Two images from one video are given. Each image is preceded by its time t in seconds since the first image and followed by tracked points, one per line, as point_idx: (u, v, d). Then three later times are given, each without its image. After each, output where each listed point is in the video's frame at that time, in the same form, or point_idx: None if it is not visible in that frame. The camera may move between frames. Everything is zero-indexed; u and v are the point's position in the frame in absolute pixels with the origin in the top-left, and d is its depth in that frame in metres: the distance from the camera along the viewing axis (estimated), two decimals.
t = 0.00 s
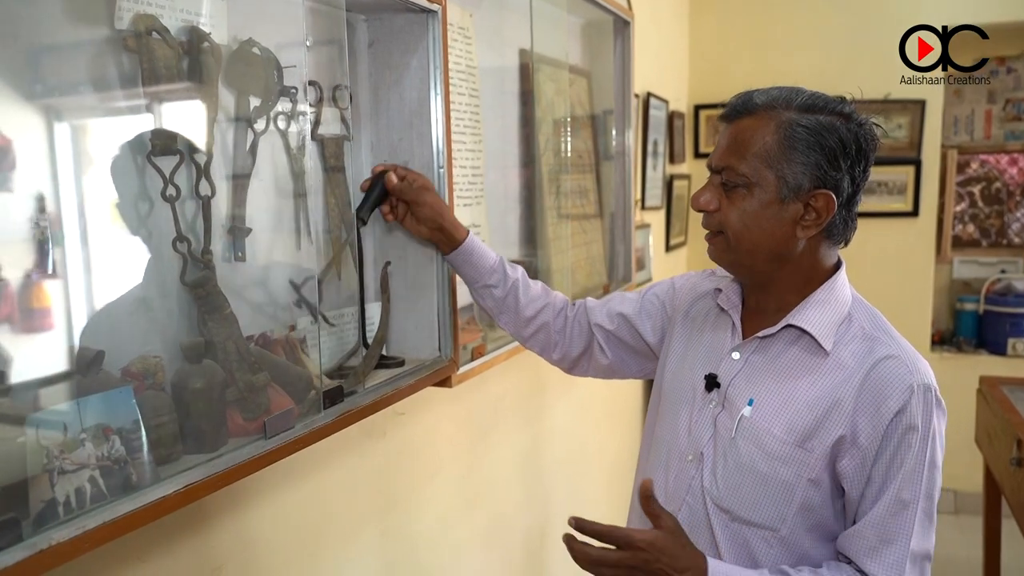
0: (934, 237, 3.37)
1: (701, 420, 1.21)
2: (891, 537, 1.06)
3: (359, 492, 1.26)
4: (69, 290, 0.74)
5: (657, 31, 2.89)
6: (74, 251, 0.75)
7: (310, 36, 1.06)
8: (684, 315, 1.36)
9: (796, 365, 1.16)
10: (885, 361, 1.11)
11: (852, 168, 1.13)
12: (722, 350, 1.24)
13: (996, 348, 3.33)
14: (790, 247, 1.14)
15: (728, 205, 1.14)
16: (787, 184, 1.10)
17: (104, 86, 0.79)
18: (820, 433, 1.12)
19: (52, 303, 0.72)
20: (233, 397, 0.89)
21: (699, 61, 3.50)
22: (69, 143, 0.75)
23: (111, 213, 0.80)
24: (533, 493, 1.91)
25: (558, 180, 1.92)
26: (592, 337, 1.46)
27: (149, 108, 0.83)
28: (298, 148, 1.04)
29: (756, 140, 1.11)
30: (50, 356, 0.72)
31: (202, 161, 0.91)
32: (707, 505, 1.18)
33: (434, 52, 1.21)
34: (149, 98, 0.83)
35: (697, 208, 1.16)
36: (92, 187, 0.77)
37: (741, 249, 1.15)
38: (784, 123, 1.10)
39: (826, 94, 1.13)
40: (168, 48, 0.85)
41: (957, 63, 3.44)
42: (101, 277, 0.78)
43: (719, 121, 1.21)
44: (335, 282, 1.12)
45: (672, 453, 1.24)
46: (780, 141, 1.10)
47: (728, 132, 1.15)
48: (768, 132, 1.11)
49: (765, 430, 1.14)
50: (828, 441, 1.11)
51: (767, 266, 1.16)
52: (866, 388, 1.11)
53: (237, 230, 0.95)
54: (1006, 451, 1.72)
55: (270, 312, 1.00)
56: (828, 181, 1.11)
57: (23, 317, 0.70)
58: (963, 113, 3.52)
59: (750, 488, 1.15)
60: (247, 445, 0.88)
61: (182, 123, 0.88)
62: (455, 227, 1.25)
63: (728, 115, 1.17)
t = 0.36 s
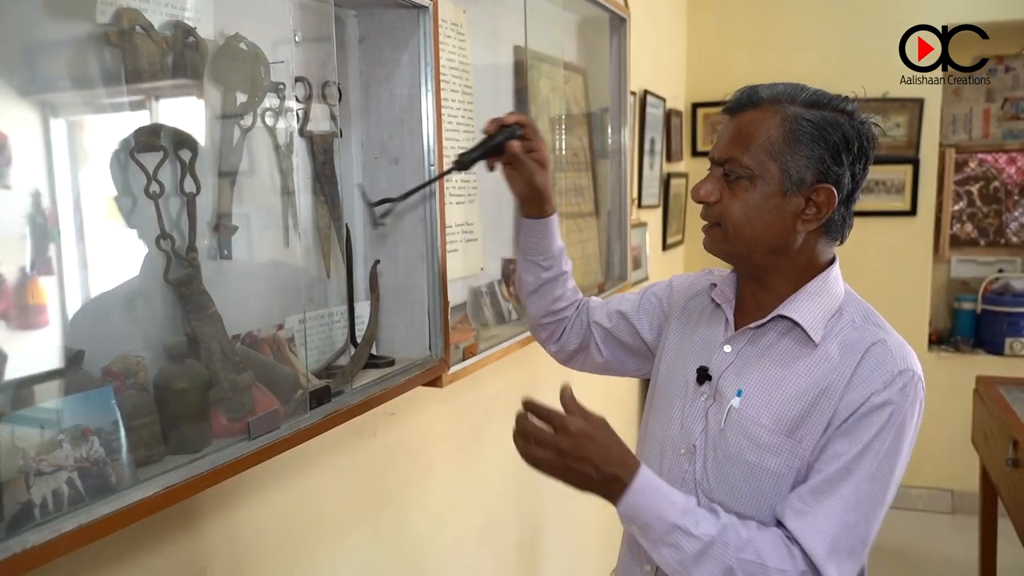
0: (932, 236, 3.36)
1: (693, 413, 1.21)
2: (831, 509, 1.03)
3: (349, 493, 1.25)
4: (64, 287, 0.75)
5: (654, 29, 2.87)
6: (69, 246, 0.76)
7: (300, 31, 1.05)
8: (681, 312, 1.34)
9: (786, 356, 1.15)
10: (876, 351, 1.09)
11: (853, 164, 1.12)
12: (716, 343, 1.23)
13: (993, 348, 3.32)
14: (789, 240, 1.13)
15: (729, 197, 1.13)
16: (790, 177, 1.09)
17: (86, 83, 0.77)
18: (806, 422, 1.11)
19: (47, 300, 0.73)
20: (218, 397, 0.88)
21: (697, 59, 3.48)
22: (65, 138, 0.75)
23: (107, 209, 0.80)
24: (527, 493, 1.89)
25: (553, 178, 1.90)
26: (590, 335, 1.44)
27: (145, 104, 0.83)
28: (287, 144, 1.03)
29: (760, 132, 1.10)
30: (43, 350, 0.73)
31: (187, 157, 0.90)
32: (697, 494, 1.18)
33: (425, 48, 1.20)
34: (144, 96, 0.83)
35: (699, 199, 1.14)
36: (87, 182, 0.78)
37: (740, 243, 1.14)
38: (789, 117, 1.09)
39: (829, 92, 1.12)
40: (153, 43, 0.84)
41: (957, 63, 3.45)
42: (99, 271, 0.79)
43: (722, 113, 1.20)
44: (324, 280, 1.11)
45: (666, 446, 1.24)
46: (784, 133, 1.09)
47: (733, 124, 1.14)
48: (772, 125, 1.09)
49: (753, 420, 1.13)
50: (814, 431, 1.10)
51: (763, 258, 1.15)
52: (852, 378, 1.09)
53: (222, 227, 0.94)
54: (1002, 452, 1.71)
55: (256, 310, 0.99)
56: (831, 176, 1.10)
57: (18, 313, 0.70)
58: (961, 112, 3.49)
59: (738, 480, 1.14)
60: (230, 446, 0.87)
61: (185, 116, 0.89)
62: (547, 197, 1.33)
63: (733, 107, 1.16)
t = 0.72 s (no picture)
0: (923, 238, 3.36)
1: (690, 415, 1.20)
2: (802, 497, 1.03)
3: (331, 498, 1.23)
4: (54, 285, 0.76)
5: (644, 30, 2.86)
6: (59, 246, 0.77)
7: (278, 30, 1.04)
8: (681, 319, 1.34)
9: (783, 357, 1.15)
10: (873, 357, 1.09)
11: (854, 166, 1.15)
12: (714, 348, 1.23)
13: (983, 350, 3.33)
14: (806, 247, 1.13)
15: (744, 210, 1.10)
16: (810, 184, 1.08)
17: (56, 85, 0.76)
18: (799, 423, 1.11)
19: (35, 301, 0.74)
20: (192, 401, 0.86)
21: (688, 60, 3.48)
22: (55, 141, 0.76)
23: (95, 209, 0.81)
24: (514, 495, 1.88)
25: (540, 179, 1.89)
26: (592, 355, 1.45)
27: (135, 103, 0.84)
28: (263, 144, 1.02)
29: (774, 142, 1.08)
30: (31, 346, 0.73)
31: (161, 158, 0.88)
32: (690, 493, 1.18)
33: (406, 46, 1.19)
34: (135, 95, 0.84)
35: (715, 214, 1.10)
36: (77, 183, 0.79)
37: (759, 255, 1.12)
38: (800, 123, 1.09)
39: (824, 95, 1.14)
40: (125, 42, 0.83)
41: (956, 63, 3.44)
42: (89, 269, 0.80)
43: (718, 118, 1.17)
44: (303, 282, 1.10)
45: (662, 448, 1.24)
46: (798, 141, 1.08)
47: (738, 133, 1.11)
48: (785, 133, 1.08)
49: (747, 421, 1.13)
50: (805, 431, 1.10)
51: (780, 269, 1.15)
52: (846, 381, 1.09)
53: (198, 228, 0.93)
54: (990, 456, 1.71)
55: (236, 312, 0.98)
56: (841, 179, 1.12)
57: (9, 313, 0.71)
58: (952, 114, 3.49)
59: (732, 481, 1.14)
60: (203, 451, 0.86)
61: (168, 123, 0.88)
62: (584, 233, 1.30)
63: (734, 116, 1.13)
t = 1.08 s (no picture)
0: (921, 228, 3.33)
1: (696, 413, 1.18)
2: (843, 491, 1.05)
3: (318, 494, 1.21)
4: (45, 273, 0.74)
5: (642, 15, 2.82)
6: (49, 235, 0.74)
7: (263, 12, 1.01)
8: (661, 318, 1.31)
9: (793, 346, 1.15)
10: (880, 340, 1.11)
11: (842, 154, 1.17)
12: (712, 342, 1.21)
13: (981, 341, 3.31)
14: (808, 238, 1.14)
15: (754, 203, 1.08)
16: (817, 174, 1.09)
17: (30, 70, 0.72)
18: (818, 413, 1.11)
19: (27, 288, 0.72)
20: (171, 397, 0.84)
21: (686, 47, 3.43)
22: (45, 123, 0.74)
23: (88, 196, 0.79)
24: (506, 488, 1.86)
25: (535, 167, 1.86)
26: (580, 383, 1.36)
27: (127, 90, 0.83)
28: (247, 131, 0.98)
29: (786, 133, 1.07)
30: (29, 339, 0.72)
31: (140, 144, 0.85)
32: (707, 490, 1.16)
33: (397, 31, 1.16)
34: (127, 80, 0.82)
35: (727, 209, 1.07)
36: (69, 169, 0.77)
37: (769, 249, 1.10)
38: (806, 113, 1.08)
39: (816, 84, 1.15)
40: (99, 25, 0.79)
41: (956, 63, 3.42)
42: (80, 259, 0.78)
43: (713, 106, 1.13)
44: (291, 272, 1.07)
45: (667, 449, 1.20)
46: (805, 131, 1.08)
47: (746, 125, 1.08)
48: (795, 123, 1.08)
49: (767, 415, 1.12)
50: (826, 420, 1.10)
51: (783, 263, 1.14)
52: (860, 368, 1.10)
53: (180, 218, 0.90)
54: (988, 449, 1.68)
55: (220, 304, 0.95)
56: (837, 168, 1.14)
57: None
58: (953, 103, 3.46)
59: (752, 474, 1.13)
60: (183, 448, 0.83)
61: (154, 109, 0.86)
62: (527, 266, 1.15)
63: (737, 106, 1.09)
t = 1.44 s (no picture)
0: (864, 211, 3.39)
1: (634, 399, 1.15)
2: (791, 451, 1.04)
3: (266, 502, 1.13)
4: None
5: None
6: None
7: None
8: (586, 313, 1.27)
9: (722, 322, 1.14)
10: (801, 306, 1.14)
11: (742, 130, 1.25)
12: (644, 327, 1.19)
13: (922, 321, 3.40)
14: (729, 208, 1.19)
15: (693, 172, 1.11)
16: (741, 146, 1.15)
17: None
18: (755, 383, 1.10)
19: None
20: (98, 405, 0.76)
21: (633, 30, 3.41)
22: None
23: (10, 184, 0.72)
24: (462, 482, 1.82)
25: (484, 152, 1.80)
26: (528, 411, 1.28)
27: (53, 73, 0.76)
28: (179, 113, 0.91)
29: (716, 105, 1.11)
30: None
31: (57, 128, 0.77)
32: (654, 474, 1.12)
33: (339, 7, 1.08)
34: (51, 63, 0.76)
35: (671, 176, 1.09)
36: None
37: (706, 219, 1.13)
38: (728, 88, 1.14)
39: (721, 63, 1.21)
40: None
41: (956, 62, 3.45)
42: (11, 267, 0.71)
43: (640, 77, 1.14)
44: (230, 266, 1.00)
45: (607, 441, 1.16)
46: (729, 105, 1.14)
47: (676, 96, 1.10)
48: (722, 96, 1.12)
49: (707, 390, 1.11)
50: (763, 388, 1.10)
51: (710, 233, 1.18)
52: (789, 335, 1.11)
53: (103, 208, 0.82)
54: (938, 430, 1.72)
55: (152, 302, 0.87)
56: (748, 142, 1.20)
57: None
58: (893, 87, 3.52)
59: (698, 451, 1.11)
60: (112, 463, 0.75)
61: (74, 89, 0.79)
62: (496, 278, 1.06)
63: (666, 77, 1.11)
